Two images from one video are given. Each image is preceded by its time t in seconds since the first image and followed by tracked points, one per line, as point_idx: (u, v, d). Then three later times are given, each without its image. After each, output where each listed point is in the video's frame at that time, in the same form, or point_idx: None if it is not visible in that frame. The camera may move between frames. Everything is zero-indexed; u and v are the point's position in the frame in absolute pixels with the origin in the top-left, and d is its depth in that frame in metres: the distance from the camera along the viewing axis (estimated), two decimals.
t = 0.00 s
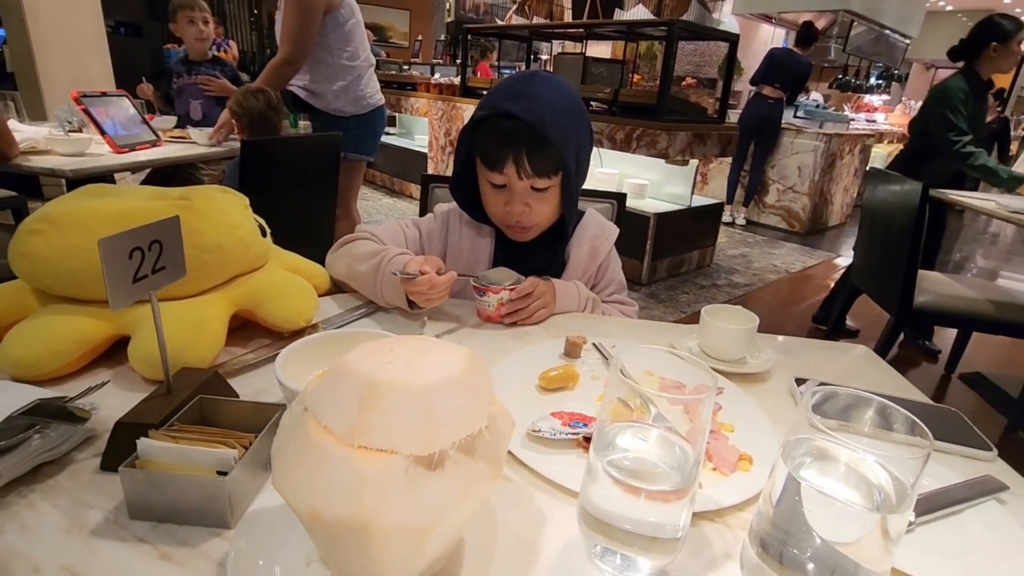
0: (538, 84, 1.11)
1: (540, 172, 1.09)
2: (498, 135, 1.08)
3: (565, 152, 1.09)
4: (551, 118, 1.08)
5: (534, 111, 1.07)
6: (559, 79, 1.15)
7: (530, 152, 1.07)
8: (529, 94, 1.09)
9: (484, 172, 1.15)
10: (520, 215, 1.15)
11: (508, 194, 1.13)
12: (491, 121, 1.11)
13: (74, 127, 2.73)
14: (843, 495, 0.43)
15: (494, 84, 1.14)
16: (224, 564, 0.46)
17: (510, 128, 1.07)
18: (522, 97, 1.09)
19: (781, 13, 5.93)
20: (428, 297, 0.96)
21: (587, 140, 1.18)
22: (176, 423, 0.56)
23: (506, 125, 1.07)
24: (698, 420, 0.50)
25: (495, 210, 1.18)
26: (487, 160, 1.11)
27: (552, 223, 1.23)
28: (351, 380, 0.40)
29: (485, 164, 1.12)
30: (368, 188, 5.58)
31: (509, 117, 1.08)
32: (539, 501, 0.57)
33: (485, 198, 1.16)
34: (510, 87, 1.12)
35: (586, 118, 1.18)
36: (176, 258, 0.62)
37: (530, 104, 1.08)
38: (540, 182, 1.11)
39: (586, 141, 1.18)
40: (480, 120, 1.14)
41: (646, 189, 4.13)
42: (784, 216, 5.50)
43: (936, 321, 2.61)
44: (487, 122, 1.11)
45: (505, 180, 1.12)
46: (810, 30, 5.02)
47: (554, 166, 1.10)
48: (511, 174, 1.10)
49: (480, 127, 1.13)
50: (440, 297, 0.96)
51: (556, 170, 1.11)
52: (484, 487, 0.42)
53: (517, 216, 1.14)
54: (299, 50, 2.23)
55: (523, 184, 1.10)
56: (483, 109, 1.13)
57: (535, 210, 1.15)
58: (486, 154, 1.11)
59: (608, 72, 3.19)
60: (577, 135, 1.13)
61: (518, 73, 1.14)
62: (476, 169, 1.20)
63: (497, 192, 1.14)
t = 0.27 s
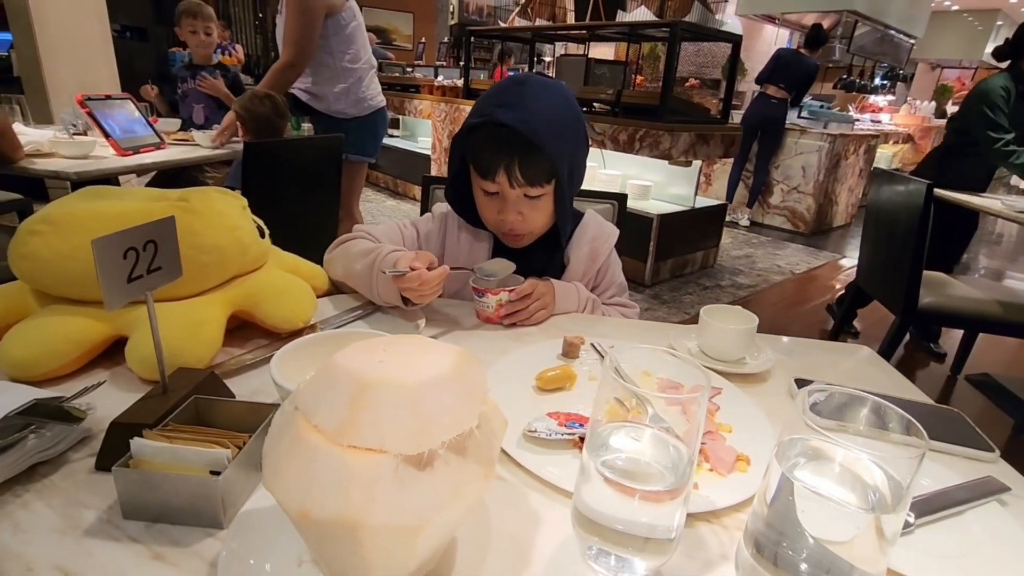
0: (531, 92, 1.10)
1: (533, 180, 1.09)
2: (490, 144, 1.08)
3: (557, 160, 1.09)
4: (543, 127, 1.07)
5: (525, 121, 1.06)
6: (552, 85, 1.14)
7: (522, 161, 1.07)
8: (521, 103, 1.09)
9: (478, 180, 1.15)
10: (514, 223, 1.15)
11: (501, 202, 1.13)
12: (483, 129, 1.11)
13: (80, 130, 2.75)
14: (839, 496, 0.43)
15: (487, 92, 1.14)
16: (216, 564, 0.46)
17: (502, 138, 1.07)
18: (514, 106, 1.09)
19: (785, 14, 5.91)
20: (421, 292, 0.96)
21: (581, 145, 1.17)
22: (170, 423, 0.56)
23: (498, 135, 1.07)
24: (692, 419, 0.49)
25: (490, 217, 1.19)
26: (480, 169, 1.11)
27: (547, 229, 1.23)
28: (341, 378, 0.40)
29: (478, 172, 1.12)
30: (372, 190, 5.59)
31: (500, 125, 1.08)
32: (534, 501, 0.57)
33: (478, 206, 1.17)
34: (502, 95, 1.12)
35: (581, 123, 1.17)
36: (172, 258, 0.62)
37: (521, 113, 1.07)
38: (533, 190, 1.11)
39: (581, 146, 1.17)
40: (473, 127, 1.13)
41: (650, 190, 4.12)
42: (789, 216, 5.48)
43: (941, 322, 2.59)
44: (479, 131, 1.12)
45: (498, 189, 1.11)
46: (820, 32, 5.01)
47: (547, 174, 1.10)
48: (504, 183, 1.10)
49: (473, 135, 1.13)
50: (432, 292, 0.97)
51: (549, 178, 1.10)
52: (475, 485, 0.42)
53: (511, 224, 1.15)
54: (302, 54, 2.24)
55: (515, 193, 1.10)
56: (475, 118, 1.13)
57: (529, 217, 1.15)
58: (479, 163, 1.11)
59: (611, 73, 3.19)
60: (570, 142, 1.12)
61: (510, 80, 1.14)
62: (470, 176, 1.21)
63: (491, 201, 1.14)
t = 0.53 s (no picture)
0: (516, 95, 1.09)
1: (520, 183, 1.08)
2: (476, 149, 1.07)
3: (544, 164, 1.07)
4: (527, 131, 1.05)
5: (511, 126, 1.04)
6: (540, 83, 1.12)
7: (508, 166, 1.06)
8: (504, 108, 1.07)
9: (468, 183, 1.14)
10: (506, 225, 1.15)
11: (493, 204, 1.13)
12: (469, 136, 1.09)
13: (83, 130, 2.76)
14: (843, 491, 0.41)
15: (473, 97, 1.12)
16: (204, 561, 0.45)
17: (487, 143, 1.06)
18: (499, 111, 1.07)
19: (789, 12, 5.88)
20: (419, 286, 0.96)
21: (573, 144, 1.15)
22: (160, 419, 0.55)
23: (484, 140, 1.06)
24: (690, 413, 0.48)
25: (483, 219, 1.18)
26: (469, 173, 1.10)
27: (543, 230, 1.21)
28: (328, 369, 0.39)
29: (468, 176, 1.12)
30: (375, 190, 5.59)
31: (486, 131, 1.06)
32: (530, 498, 0.56)
33: (470, 208, 1.17)
34: (489, 98, 1.10)
35: (572, 123, 1.15)
36: (163, 251, 0.61)
37: (505, 119, 1.05)
38: (524, 192, 1.10)
39: (573, 145, 1.15)
40: (459, 133, 1.12)
41: (653, 189, 4.10)
42: (794, 215, 5.44)
43: (948, 321, 2.56)
44: (465, 136, 1.10)
45: (488, 191, 1.11)
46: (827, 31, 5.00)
47: (535, 177, 1.08)
48: (493, 186, 1.09)
49: (460, 141, 1.12)
50: (430, 285, 0.97)
51: (537, 181, 1.09)
52: (466, 481, 0.41)
53: (504, 227, 1.15)
54: (303, 54, 2.23)
55: (506, 196, 1.10)
56: (460, 123, 1.11)
57: (522, 219, 1.14)
58: (467, 168, 1.10)
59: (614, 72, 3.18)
60: (559, 143, 1.10)
61: (495, 81, 1.12)
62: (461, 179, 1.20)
63: (482, 202, 1.14)
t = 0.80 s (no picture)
0: (518, 89, 1.07)
1: (522, 178, 1.07)
2: (478, 143, 1.07)
3: (546, 159, 1.06)
4: (529, 125, 1.03)
5: (513, 120, 1.03)
6: (544, 79, 1.11)
7: (510, 160, 1.05)
8: (507, 101, 1.06)
9: (469, 174, 1.14)
10: (506, 219, 1.14)
11: (494, 197, 1.12)
12: (471, 129, 1.09)
13: (87, 131, 2.77)
14: (851, 487, 0.40)
15: (476, 90, 1.11)
16: (198, 558, 0.44)
17: (488, 137, 1.05)
18: (501, 104, 1.06)
19: (794, 9, 5.85)
20: (427, 279, 0.96)
21: (576, 139, 1.14)
22: (156, 415, 0.54)
23: (485, 134, 1.05)
24: (694, 407, 0.47)
25: (483, 212, 1.18)
26: (471, 166, 1.10)
27: (546, 224, 1.21)
28: (321, 362, 0.38)
29: (470, 169, 1.11)
30: (378, 190, 5.59)
31: (488, 125, 1.05)
32: (531, 495, 0.55)
33: (471, 200, 1.16)
34: (493, 92, 1.09)
35: (575, 117, 1.14)
36: (158, 245, 0.61)
37: (507, 113, 1.04)
38: (525, 186, 1.09)
39: (575, 140, 1.14)
40: (461, 126, 1.11)
41: (657, 188, 4.08)
42: (799, 213, 5.41)
43: (956, 319, 2.54)
44: (467, 130, 1.09)
45: (490, 184, 1.11)
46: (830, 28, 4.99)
47: (536, 173, 1.07)
48: (495, 179, 1.09)
49: (461, 134, 1.11)
50: (439, 279, 0.97)
51: (539, 176, 1.08)
52: (463, 476, 0.40)
53: (504, 221, 1.14)
54: (306, 54, 2.23)
55: (507, 189, 1.10)
56: (463, 116, 1.10)
57: (522, 213, 1.14)
58: (469, 161, 1.10)
59: (617, 70, 3.16)
60: (561, 138, 1.09)
61: (499, 75, 1.11)
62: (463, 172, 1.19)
63: (483, 195, 1.14)
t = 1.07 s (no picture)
0: (524, 84, 1.07)
1: (526, 172, 1.07)
2: (483, 136, 1.05)
3: (552, 154, 1.06)
4: (536, 119, 1.04)
5: (521, 113, 1.03)
6: (547, 76, 1.11)
7: (517, 153, 1.05)
8: (513, 95, 1.05)
9: (471, 168, 1.12)
10: (508, 213, 1.13)
11: (496, 192, 1.11)
12: (476, 121, 1.08)
13: (92, 132, 2.78)
14: (851, 482, 0.40)
15: (481, 83, 1.10)
16: (196, 555, 0.44)
17: (494, 129, 1.04)
18: (507, 98, 1.06)
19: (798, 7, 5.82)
20: (437, 278, 0.97)
21: (578, 138, 1.14)
22: (156, 412, 0.54)
23: (490, 126, 1.04)
24: (694, 403, 0.47)
25: (482, 207, 1.17)
26: (474, 159, 1.08)
27: (546, 222, 1.20)
28: (317, 358, 0.38)
29: (472, 162, 1.10)
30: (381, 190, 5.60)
31: (494, 117, 1.05)
32: (530, 492, 0.54)
33: (472, 195, 1.15)
34: (498, 86, 1.08)
35: (578, 116, 1.14)
36: (157, 243, 0.61)
37: (513, 106, 1.04)
38: (530, 181, 1.09)
39: (578, 138, 1.14)
40: (465, 120, 1.10)
41: (660, 186, 4.07)
42: (804, 212, 5.39)
43: (962, 317, 2.52)
44: (472, 122, 1.08)
45: (493, 178, 1.10)
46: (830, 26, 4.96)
47: (541, 168, 1.07)
48: (499, 173, 1.08)
49: (465, 127, 1.10)
50: (448, 278, 0.97)
51: (544, 171, 1.08)
52: (460, 473, 0.40)
53: (506, 216, 1.14)
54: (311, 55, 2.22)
55: (511, 183, 1.09)
56: (468, 108, 1.09)
57: (524, 209, 1.13)
58: (472, 154, 1.09)
59: (620, 69, 3.15)
60: (564, 135, 1.09)
61: (504, 70, 1.11)
62: (464, 168, 1.18)
63: (485, 190, 1.13)
